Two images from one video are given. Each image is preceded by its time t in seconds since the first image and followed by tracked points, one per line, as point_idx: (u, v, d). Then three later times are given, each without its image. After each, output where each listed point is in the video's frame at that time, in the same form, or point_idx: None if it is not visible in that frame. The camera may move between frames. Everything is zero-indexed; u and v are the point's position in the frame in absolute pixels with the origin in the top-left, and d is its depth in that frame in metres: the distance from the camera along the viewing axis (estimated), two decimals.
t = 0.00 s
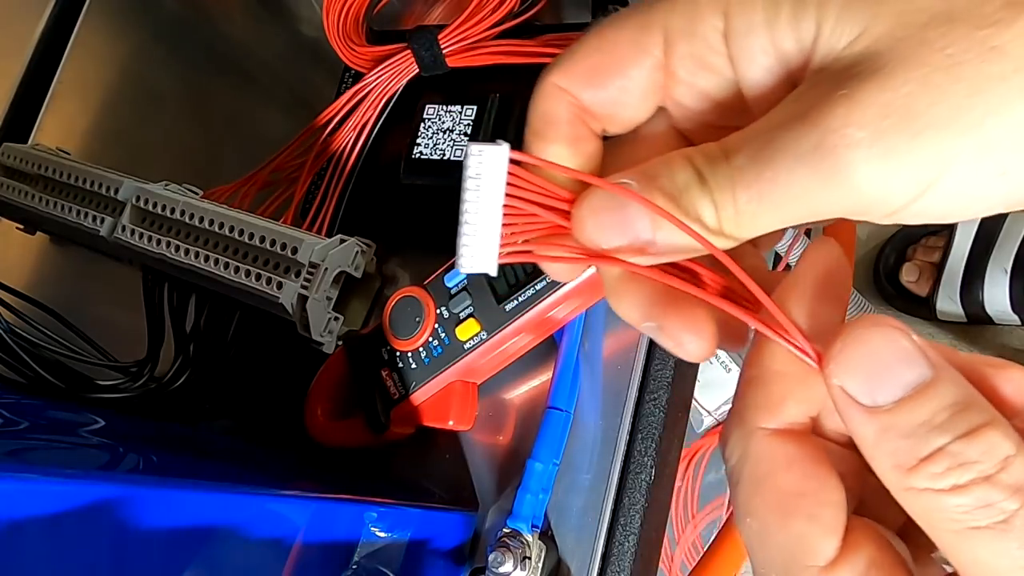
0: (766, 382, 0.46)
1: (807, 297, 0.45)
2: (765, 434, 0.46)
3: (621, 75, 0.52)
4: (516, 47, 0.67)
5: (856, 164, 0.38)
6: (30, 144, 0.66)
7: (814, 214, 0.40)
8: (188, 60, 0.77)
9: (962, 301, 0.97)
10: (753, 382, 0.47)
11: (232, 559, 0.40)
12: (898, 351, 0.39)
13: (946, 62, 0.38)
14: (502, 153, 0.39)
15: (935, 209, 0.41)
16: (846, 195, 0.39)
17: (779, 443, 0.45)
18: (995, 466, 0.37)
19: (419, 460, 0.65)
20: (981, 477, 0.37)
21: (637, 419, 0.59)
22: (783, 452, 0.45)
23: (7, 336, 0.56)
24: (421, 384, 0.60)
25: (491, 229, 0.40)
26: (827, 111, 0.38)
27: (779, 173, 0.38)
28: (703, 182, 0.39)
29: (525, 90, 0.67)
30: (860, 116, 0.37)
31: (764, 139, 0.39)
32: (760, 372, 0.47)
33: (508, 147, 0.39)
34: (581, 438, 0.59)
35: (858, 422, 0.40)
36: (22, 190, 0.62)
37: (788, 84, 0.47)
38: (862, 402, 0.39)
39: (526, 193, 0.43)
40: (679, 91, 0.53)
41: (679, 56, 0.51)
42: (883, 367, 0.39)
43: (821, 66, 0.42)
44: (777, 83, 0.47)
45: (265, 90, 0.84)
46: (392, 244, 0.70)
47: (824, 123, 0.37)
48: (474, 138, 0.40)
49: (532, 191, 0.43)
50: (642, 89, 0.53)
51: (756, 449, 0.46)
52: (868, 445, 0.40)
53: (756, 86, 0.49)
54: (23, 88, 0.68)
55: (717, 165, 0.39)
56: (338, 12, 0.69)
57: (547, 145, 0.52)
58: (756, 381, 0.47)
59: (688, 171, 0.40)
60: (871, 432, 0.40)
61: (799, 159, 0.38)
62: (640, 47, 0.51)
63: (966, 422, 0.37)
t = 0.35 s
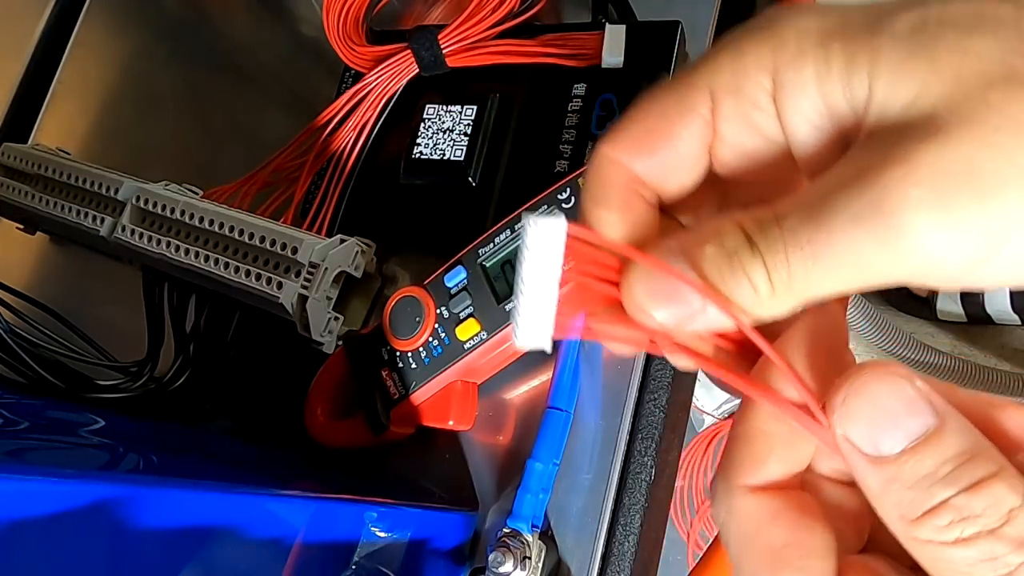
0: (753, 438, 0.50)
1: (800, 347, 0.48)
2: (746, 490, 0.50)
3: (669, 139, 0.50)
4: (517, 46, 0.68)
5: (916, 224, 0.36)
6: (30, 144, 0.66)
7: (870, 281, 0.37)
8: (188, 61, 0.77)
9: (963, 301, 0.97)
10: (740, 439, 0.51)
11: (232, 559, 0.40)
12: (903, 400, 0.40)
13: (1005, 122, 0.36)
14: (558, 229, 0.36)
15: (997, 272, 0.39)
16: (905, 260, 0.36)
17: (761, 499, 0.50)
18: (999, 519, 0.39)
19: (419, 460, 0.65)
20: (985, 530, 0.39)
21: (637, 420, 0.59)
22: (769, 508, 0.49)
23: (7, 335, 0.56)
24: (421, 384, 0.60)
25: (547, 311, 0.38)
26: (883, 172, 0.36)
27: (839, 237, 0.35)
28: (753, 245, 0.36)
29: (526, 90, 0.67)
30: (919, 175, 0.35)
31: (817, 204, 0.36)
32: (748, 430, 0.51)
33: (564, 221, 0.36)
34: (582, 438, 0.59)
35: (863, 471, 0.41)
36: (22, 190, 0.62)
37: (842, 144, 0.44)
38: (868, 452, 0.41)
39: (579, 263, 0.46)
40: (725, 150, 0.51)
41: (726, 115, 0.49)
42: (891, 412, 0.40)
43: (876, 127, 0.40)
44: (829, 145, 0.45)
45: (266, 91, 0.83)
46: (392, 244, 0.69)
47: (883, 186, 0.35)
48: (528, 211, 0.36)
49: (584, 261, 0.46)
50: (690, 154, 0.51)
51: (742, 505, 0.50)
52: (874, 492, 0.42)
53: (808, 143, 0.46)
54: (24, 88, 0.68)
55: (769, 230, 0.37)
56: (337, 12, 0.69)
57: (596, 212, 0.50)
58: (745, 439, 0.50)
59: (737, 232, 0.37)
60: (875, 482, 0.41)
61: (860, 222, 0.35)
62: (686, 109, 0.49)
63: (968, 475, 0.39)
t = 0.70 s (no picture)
0: (729, 505, 0.54)
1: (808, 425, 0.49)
2: (720, 552, 0.55)
3: (715, 217, 0.52)
4: (518, 46, 0.67)
5: (967, 312, 0.37)
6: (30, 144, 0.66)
7: (924, 360, 0.39)
8: (188, 61, 0.77)
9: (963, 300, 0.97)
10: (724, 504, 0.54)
11: (232, 558, 0.40)
12: (829, 472, 0.42)
13: None
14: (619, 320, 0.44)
15: None
16: (965, 344, 0.38)
17: (733, 560, 0.54)
18: None
19: (419, 460, 0.65)
20: None
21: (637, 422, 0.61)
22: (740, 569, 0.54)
23: (7, 335, 0.55)
24: (421, 384, 0.60)
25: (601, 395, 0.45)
26: (938, 258, 0.37)
27: (891, 321, 0.38)
28: (805, 328, 0.39)
29: (526, 89, 0.67)
30: (971, 263, 0.37)
31: (868, 289, 0.39)
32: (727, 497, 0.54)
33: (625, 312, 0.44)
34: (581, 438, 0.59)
35: (802, 536, 0.44)
36: (22, 190, 0.62)
37: (891, 228, 0.45)
38: (802, 518, 0.43)
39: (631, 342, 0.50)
40: (770, 226, 0.54)
41: (773, 197, 0.51)
42: (819, 483, 0.42)
43: (925, 217, 0.40)
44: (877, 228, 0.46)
45: (265, 91, 0.84)
46: (392, 243, 0.69)
47: (936, 278, 0.37)
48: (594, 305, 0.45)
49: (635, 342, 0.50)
50: (736, 231, 0.53)
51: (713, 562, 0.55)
52: (815, 556, 0.44)
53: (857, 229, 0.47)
54: (24, 89, 0.68)
55: (818, 311, 0.39)
56: (337, 12, 0.69)
57: (645, 290, 0.51)
58: (727, 504, 0.54)
59: (789, 315, 0.40)
60: (814, 545, 0.43)
61: (912, 309, 0.37)
62: (731, 190, 0.51)
63: (892, 537, 0.41)
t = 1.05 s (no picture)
0: (719, 476, 0.52)
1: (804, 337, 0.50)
2: (714, 530, 0.52)
3: (713, 125, 0.52)
4: (518, 46, 0.67)
5: (968, 199, 0.38)
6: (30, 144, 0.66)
7: (926, 257, 0.40)
8: (188, 60, 0.77)
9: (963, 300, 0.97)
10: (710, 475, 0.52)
11: (231, 559, 0.40)
12: (864, 419, 0.41)
13: None
14: (612, 217, 0.41)
15: None
16: (964, 234, 0.39)
17: (730, 538, 0.52)
18: (956, 534, 0.39)
19: (419, 460, 0.65)
20: (942, 545, 0.39)
21: (637, 419, 0.60)
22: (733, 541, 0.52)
23: (7, 336, 0.55)
24: (421, 384, 0.60)
25: (587, 298, 0.41)
26: (937, 154, 0.38)
27: (890, 222, 0.38)
28: (803, 236, 0.39)
29: (526, 89, 0.67)
30: (974, 157, 0.38)
31: (867, 187, 0.39)
32: (715, 467, 0.52)
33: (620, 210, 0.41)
34: (581, 438, 0.59)
35: (826, 487, 0.42)
36: (22, 190, 0.62)
37: (885, 130, 0.48)
38: (829, 467, 0.42)
39: (626, 258, 0.46)
40: (768, 132, 0.54)
41: (771, 99, 0.52)
42: (846, 433, 0.41)
43: (923, 110, 0.42)
44: (871, 132, 0.48)
45: (266, 90, 0.84)
46: (391, 243, 0.69)
47: (935, 168, 0.38)
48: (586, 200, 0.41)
49: (630, 254, 0.46)
50: (733, 137, 0.53)
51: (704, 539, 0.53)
52: (837, 509, 0.42)
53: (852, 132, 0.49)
54: (24, 89, 0.68)
55: (814, 218, 0.39)
56: (337, 12, 0.69)
57: (637, 198, 0.51)
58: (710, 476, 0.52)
59: (782, 223, 0.40)
60: (839, 497, 0.42)
61: (912, 202, 0.38)
62: (730, 95, 0.52)
63: (925, 491, 0.39)
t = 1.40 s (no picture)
0: (691, 447, 0.53)
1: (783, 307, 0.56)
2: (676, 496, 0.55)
3: (691, 89, 0.55)
4: (518, 46, 0.67)
5: (921, 158, 0.41)
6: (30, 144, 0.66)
7: (885, 213, 0.43)
8: (188, 60, 0.77)
9: (963, 300, 0.97)
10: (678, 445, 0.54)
11: (231, 559, 0.40)
12: (807, 407, 0.41)
13: (1004, 62, 0.42)
14: (601, 179, 0.46)
15: (991, 206, 0.45)
16: (918, 191, 0.42)
17: (691, 506, 0.55)
18: (873, 523, 0.39)
19: (419, 460, 0.65)
20: (857, 533, 0.39)
21: (637, 420, 0.59)
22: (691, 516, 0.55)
23: (7, 335, 0.55)
24: (421, 384, 0.60)
25: (577, 253, 0.47)
26: (886, 117, 0.42)
27: (849, 179, 0.41)
28: (771, 194, 0.43)
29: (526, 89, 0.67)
30: (920, 119, 0.41)
31: (827, 150, 0.42)
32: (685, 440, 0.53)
33: (608, 173, 0.46)
34: (581, 437, 0.59)
35: (764, 465, 0.43)
36: (22, 190, 0.62)
37: (848, 93, 0.51)
38: (768, 446, 0.43)
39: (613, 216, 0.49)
40: (741, 97, 0.58)
41: (745, 65, 0.55)
42: (788, 416, 0.42)
43: (878, 75, 0.46)
44: (835, 93, 0.52)
45: (266, 91, 0.84)
46: (391, 243, 0.69)
47: (888, 129, 0.41)
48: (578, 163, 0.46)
49: (618, 213, 0.49)
50: (709, 100, 0.57)
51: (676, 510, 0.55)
52: (772, 485, 0.43)
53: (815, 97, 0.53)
54: (24, 90, 0.68)
55: (783, 177, 0.43)
56: (337, 12, 0.69)
57: (621, 158, 0.53)
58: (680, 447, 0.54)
59: (756, 183, 0.43)
60: (775, 474, 0.43)
61: (867, 162, 0.41)
62: (707, 59, 0.55)
63: (849, 479, 0.39)
